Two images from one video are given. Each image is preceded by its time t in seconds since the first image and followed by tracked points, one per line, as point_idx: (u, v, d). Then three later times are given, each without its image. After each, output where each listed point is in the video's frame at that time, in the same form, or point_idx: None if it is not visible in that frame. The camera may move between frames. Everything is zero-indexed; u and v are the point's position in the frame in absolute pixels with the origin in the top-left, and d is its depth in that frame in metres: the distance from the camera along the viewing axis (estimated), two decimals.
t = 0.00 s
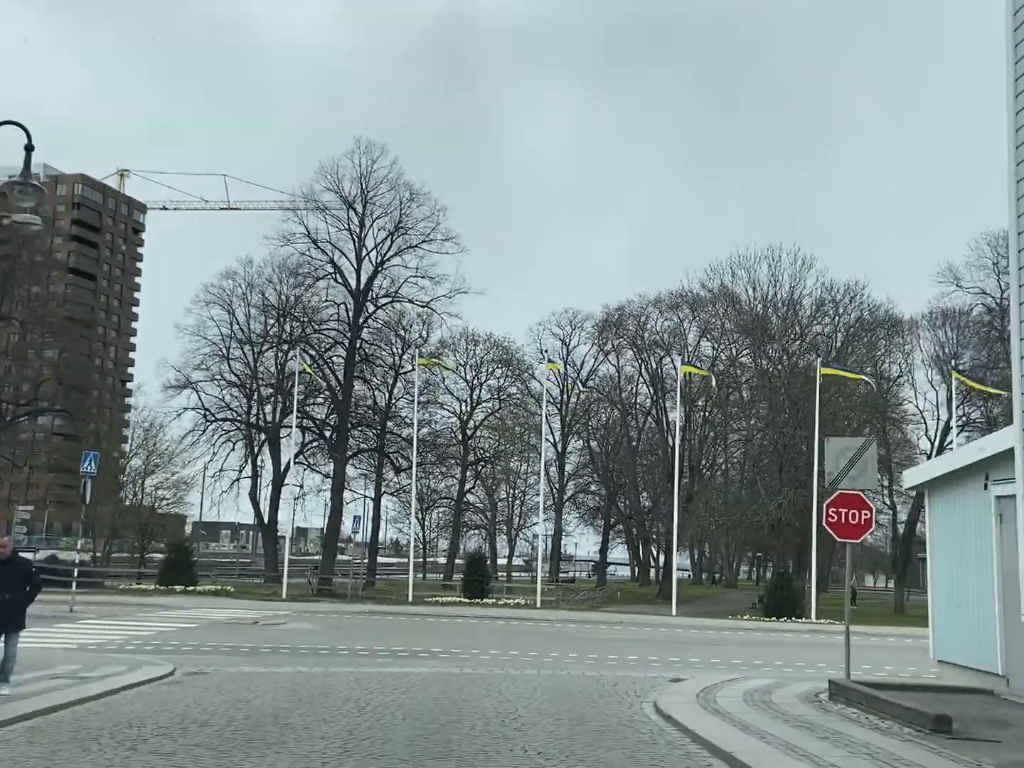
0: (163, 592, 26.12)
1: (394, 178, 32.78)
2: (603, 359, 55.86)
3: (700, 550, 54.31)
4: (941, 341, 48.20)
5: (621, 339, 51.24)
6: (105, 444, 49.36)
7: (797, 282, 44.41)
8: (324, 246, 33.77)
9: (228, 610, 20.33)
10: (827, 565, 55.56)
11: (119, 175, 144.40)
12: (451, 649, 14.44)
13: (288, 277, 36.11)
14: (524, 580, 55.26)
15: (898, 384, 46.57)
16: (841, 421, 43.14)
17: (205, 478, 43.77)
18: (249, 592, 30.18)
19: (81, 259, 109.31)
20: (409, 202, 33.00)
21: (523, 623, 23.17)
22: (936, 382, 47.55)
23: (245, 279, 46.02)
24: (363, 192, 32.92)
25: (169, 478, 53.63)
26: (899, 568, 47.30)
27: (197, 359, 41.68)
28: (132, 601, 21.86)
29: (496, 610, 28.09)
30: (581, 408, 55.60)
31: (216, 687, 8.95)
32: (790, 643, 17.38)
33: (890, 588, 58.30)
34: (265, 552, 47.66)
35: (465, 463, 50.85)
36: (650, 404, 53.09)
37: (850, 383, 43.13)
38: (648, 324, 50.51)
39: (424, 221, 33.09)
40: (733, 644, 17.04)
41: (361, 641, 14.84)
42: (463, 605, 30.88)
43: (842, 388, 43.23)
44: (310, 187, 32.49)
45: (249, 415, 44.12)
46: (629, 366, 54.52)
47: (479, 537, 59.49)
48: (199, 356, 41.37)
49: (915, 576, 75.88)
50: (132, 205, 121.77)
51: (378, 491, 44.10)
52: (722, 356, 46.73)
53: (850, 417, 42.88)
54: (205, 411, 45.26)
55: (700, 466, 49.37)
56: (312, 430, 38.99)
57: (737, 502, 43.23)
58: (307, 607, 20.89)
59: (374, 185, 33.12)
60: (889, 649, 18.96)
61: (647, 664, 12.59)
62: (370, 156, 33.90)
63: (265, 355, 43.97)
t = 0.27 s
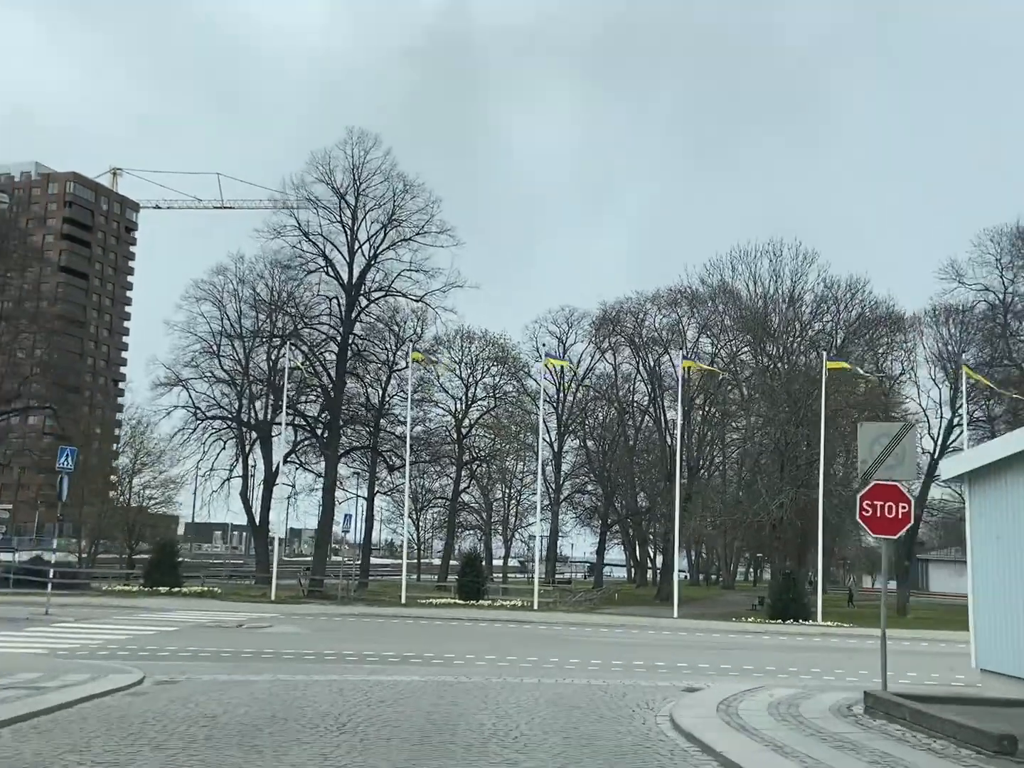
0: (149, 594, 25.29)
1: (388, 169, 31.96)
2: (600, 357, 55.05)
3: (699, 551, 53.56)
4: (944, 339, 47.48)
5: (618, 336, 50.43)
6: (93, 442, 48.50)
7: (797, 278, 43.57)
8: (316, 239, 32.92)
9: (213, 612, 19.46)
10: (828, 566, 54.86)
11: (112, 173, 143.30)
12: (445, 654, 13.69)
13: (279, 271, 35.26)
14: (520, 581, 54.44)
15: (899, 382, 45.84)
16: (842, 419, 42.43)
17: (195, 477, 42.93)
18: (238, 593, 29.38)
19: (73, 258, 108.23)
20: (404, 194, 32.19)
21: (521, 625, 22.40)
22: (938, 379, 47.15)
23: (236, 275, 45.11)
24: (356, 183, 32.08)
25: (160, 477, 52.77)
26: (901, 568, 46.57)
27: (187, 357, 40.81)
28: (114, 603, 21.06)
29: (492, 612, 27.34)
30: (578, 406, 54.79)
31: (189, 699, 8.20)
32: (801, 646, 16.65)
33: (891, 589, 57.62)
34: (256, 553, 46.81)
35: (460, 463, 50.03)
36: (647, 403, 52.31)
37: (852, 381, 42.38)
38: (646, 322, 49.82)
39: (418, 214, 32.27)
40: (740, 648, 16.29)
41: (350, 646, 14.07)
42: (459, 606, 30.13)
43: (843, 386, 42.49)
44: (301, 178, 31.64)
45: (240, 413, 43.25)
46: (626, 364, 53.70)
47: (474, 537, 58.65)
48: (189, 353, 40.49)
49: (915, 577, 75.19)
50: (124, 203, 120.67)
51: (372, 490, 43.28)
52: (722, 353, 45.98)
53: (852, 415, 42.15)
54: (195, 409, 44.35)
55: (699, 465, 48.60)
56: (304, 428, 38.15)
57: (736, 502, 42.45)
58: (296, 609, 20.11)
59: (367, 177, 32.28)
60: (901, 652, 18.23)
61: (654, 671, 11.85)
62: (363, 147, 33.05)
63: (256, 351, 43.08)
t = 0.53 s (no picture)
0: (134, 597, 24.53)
1: (381, 162, 31.17)
2: (597, 356, 54.30)
3: (697, 553, 52.83)
4: (946, 337, 46.76)
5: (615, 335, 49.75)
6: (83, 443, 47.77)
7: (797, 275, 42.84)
8: (308, 234, 32.18)
9: (197, 616, 18.65)
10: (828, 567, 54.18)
11: (105, 173, 142.31)
12: (438, 660, 13.00)
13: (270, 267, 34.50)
14: (516, 583, 53.68)
15: (900, 381, 45.14)
16: (842, 419, 41.78)
17: (185, 478, 42.16)
18: (226, 595, 28.67)
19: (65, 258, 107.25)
20: (397, 187, 31.45)
21: (518, 630, 21.68)
22: (939, 379, 46.44)
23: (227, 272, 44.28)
24: (349, 176, 31.33)
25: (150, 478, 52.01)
26: (903, 570, 45.89)
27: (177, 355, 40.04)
28: (97, 606, 20.35)
29: (488, 615, 26.65)
30: (574, 407, 53.99)
31: (158, 712, 7.54)
32: (811, 651, 15.97)
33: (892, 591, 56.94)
34: (248, 555, 46.07)
35: (456, 464, 49.24)
36: (644, 403, 51.61)
37: (852, 380, 41.70)
38: (644, 320, 49.19)
39: (412, 208, 31.52)
40: (748, 653, 15.62)
41: (338, 652, 13.38)
42: (453, 609, 29.41)
43: (843, 385, 41.83)
44: (292, 171, 30.90)
45: (231, 413, 42.48)
46: (623, 363, 52.95)
47: (470, 539, 57.87)
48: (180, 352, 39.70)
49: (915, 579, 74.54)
50: (117, 203, 119.69)
51: (365, 491, 42.56)
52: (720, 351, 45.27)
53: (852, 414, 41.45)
54: (186, 408, 43.53)
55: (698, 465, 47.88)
56: (296, 426, 37.43)
57: (735, 503, 41.77)
58: (285, 612, 19.41)
59: (359, 169, 31.49)
60: (913, 656, 17.54)
61: (660, 679, 11.18)
62: (356, 140, 32.29)
63: (248, 350, 42.29)
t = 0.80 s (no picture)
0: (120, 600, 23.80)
1: (375, 155, 30.50)
2: (594, 356, 53.67)
3: (696, 555, 52.18)
4: (949, 336, 46.10)
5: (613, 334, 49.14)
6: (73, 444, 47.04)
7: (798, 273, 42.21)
8: (300, 229, 31.49)
9: (182, 620, 17.91)
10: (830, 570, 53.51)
11: (99, 174, 141.50)
12: (432, 667, 12.30)
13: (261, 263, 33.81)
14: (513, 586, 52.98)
15: (902, 381, 44.50)
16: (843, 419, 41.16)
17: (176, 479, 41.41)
18: (217, 599, 27.94)
19: (58, 259, 106.39)
20: (392, 181, 30.77)
21: (517, 634, 20.98)
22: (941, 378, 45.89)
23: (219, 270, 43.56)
24: (342, 170, 30.65)
25: (142, 479, 51.27)
26: (906, 573, 45.23)
27: (168, 354, 39.30)
28: (80, 610, 19.62)
29: (485, 619, 25.93)
30: (571, 407, 53.35)
31: (121, 729, 6.85)
32: (824, 657, 15.27)
33: (893, 593, 56.30)
34: (240, 557, 45.34)
35: (452, 465, 48.53)
36: (642, 402, 51.01)
37: (854, 380, 41.10)
38: (642, 318, 48.61)
39: (406, 202, 30.84)
40: (758, 659, 14.91)
41: (327, 659, 12.67)
42: (449, 612, 28.72)
43: (844, 383, 41.19)
44: (284, 164, 30.23)
45: (223, 413, 41.74)
46: (621, 362, 52.27)
47: (466, 541, 57.15)
48: (170, 350, 38.98)
49: (915, 581, 73.99)
50: (110, 204, 118.81)
51: (359, 491, 41.85)
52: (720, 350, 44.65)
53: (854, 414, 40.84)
54: (177, 408, 42.77)
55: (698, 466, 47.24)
56: (289, 426, 36.71)
57: (736, 504, 41.13)
58: (275, 616, 18.70)
59: (352, 163, 30.81)
60: (927, 661, 16.90)
61: (669, 689, 10.50)
62: (349, 133, 31.60)
63: (240, 349, 41.56)
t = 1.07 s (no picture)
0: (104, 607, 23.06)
1: (368, 150, 29.88)
2: (590, 358, 53.01)
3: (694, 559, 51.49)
4: (950, 336, 45.50)
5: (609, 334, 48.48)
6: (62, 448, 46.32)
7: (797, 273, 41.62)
8: (291, 226, 30.84)
9: (166, 627, 17.19)
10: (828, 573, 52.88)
11: (92, 177, 140.68)
12: (426, 678, 11.67)
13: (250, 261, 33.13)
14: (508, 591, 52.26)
15: (902, 382, 43.90)
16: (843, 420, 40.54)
17: (166, 482, 40.67)
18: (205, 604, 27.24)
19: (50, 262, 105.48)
20: (385, 176, 30.12)
21: (514, 641, 20.32)
22: (942, 379, 45.30)
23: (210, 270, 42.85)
24: (334, 165, 29.99)
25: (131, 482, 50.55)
26: (907, 577, 44.59)
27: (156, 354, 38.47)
28: (60, 616, 18.96)
29: (479, 625, 25.26)
30: (567, 410, 52.66)
31: (77, 753, 6.19)
32: (834, 666, 14.64)
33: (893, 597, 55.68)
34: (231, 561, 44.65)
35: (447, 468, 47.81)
36: (639, 404, 50.37)
37: (854, 381, 40.52)
38: (639, 319, 47.95)
39: (399, 198, 30.21)
40: (768, 669, 14.25)
41: (315, 669, 12.04)
42: (443, 618, 28.03)
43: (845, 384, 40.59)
44: (273, 159, 29.59)
45: (214, 414, 41.02)
46: (617, 364, 51.61)
47: (461, 545, 56.42)
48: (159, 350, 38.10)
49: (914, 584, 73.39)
50: (102, 207, 117.94)
51: (352, 494, 41.17)
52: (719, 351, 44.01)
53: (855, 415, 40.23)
54: (167, 410, 42.03)
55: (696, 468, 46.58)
56: (280, 427, 36.02)
57: (735, 507, 40.46)
58: (263, 622, 18.08)
59: (345, 158, 30.18)
60: (941, 668, 16.25)
61: (677, 702, 9.91)
62: (341, 128, 30.97)
63: (231, 349, 40.84)
